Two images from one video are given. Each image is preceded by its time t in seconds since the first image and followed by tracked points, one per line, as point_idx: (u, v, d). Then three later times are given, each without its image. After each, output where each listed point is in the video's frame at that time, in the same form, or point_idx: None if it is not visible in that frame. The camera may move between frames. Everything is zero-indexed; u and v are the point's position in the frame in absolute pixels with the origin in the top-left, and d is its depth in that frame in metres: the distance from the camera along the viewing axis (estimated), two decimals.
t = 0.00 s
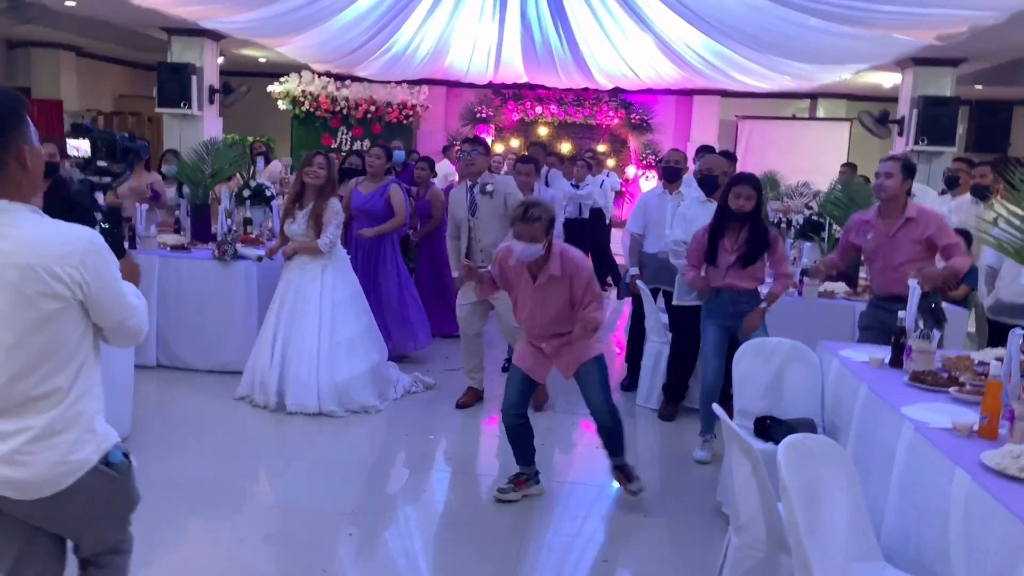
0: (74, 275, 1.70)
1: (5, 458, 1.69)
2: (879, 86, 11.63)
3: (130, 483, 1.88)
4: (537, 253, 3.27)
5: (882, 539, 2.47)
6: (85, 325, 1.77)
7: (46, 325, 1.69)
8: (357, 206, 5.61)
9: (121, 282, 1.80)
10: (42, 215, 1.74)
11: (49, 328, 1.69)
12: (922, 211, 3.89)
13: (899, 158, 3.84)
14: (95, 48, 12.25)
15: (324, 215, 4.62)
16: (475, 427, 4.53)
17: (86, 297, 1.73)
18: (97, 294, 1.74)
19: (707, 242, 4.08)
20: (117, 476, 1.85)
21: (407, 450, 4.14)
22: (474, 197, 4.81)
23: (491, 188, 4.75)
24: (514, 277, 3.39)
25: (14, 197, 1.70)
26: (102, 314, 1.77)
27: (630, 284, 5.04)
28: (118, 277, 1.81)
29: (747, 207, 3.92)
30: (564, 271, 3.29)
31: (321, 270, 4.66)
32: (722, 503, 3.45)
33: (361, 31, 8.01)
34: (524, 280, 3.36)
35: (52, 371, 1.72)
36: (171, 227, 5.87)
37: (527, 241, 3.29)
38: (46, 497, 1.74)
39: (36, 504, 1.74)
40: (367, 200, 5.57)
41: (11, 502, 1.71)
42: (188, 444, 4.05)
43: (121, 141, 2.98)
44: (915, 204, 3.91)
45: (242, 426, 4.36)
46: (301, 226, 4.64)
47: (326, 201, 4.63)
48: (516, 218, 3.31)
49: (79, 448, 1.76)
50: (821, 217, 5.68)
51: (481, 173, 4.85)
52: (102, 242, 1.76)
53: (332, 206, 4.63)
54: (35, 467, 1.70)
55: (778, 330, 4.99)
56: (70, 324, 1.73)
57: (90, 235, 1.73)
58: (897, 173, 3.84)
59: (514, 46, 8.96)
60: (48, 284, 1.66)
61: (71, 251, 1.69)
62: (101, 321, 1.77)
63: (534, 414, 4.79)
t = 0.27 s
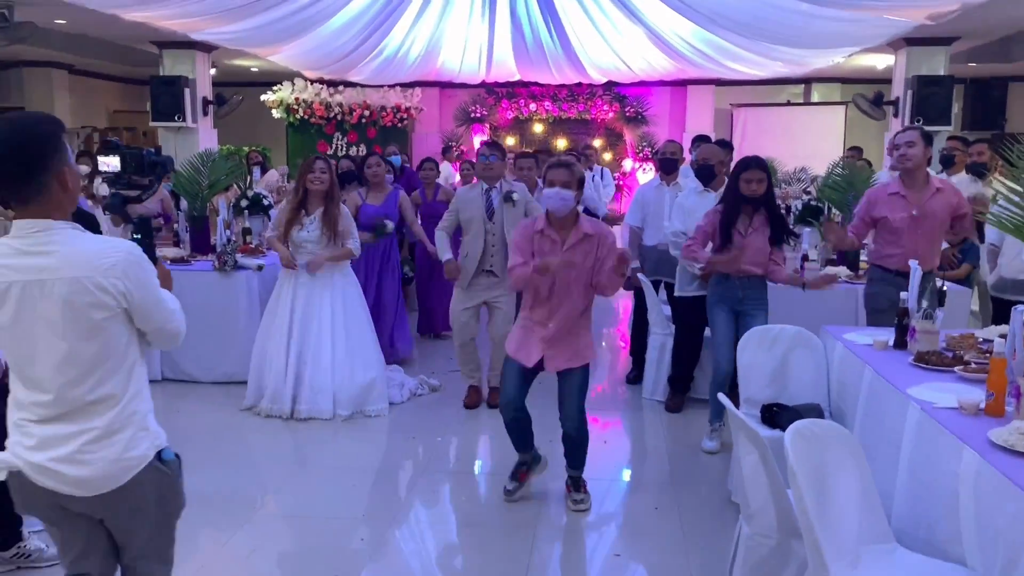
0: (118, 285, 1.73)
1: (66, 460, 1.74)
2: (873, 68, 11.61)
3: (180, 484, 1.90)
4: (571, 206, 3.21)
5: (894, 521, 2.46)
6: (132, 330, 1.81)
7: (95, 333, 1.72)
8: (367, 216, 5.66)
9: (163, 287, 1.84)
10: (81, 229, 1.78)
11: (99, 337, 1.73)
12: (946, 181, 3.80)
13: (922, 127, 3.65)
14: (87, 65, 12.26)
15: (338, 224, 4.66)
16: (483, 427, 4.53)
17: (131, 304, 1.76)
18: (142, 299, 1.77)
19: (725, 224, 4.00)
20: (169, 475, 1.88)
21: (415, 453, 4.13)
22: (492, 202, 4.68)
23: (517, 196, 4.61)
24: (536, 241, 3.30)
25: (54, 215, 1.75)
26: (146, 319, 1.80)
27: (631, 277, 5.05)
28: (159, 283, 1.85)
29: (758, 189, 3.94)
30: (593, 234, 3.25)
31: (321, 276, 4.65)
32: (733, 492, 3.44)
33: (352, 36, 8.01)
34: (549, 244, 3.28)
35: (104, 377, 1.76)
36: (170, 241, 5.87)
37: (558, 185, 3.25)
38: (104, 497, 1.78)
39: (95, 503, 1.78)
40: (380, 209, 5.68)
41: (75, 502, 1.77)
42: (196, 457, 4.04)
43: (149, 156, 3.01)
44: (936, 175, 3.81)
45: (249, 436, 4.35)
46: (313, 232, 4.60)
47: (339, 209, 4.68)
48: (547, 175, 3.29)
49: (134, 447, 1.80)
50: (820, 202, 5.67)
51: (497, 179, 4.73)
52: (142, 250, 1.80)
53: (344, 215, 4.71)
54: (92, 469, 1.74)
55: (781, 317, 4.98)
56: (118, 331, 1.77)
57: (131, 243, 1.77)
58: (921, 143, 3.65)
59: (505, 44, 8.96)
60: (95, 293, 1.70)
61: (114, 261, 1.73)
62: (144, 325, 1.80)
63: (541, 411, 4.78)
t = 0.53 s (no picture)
0: (159, 284, 1.88)
1: (115, 451, 1.90)
2: (868, 55, 11.59)
3: (215, 474, 2.05)
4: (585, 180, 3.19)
5: (902, 507, 2.46)
6: (170, 327, 1.95)
7: (137, 331, 1.87)
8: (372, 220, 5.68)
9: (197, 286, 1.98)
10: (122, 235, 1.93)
11: (141, 334, 1.88)
12: (943, 163, 3.75)
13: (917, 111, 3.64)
14: (82, 76, 12.26)
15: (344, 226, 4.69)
16: (488, 425, 4.54)
17: (170, 302, 1.91)
18: (178, 298, 1.92)
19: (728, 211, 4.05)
20: (205, 467, 2.03)
21: (421, 453, 4.14)
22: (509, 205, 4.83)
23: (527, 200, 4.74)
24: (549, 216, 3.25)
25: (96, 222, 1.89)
26: (184, 317, 1.94)
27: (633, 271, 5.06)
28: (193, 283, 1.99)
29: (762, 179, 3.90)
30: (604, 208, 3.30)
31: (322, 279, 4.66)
32: (740, 482, 3.44)
33: (346, 38, 8.01)
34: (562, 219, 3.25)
35: (145, 373, 1.91)
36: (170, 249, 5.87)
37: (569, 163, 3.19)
38: (147, 485, 1.94)
39: (139, 491, 1.95)
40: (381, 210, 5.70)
41: (122, 489, 1.94)
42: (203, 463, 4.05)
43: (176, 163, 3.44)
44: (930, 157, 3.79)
45: (255, 442, 4.36)
46: (322, 236, 4.61)
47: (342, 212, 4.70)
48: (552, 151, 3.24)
49: (174, 437, 1.95)
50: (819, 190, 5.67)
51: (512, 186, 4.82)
52: (176, 252, 1.94)
53: (348, 217, 4.76)
54: (136, 458, 1.90)
55: (783, 306, 4.98)
56: (158, 328, 1.91)
57: (166, 247, 1.91)
58: (917, 127, 3.64)
59: (499, 42, 8.96)
60: (136, 294, 1.85)
61: (152, 264, 1.87)
62: (182, 323, 1.95)
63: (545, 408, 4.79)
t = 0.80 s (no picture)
0: (185, 276, 1.95)
1: (140, 435, 1.96)
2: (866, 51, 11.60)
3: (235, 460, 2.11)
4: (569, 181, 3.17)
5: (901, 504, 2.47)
6: (194, 318, 2.02)
7: (164, 321, 1.94)
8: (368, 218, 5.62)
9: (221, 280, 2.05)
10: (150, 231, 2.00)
11: (167, 324, 1.95)
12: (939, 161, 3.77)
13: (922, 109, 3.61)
14: (81, 78, 12.27)
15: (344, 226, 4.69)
16: (489, 424, 4.54)
17: (196, 294, 1.98)
18: (204, 290, 1.99)
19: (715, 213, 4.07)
20: (225, 453, 2.08)
21: (421, 453, 4.14)
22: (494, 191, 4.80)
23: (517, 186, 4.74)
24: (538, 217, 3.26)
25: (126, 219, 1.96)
26: (208, 307, 2.01)
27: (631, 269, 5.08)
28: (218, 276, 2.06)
29: (750, 173, 3.93)
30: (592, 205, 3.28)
31: (322, 280, 4.67)
32: (740, 480, 3.44)
33: (343, 38, 8.00)
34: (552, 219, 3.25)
35: (170, 361, 1.98)
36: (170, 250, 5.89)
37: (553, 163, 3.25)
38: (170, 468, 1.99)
39: (163, 475, 2.00)
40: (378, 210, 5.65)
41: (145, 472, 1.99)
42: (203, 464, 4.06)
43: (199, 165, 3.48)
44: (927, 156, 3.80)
45: (256, 443, 4.36)
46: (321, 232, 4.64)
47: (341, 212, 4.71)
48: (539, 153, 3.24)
49: (197, 423, 2.01)
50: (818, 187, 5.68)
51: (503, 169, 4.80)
52: (202, 247, 2.01)
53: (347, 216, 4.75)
54: (161, 442, 1.96)
55: (783, 303, 4.98)
56: (183, 319, 1.98)
57: (193, 241, 1.98)
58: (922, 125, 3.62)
59: (497, 41, 8.97)
60: (164, 285, 1.92)
61: (180, 258, 1.94)
62: (206, 314, 2.02)
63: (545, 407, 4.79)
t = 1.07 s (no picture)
0: (205, 268, 2.08)
1: (165, 418, 2.08)
2: (866, 53, 11.60)
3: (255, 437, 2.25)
4: (545, 191, 3.23)
5: (901, 505, 2.46)
6: (213, 308, 2.15)
7: (187, 310, 2.07)
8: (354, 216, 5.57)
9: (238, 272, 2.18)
10: (172, 226, 2.13)
11: (189, 313, 2.08)
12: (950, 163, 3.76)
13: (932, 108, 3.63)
14: (80, 78, 12.27)
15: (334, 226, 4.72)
16: (488, 425, 4.54)
17: (215, 285, 2.11)
18: (223, 281, 2.12)
19: (717, 215, 4.03)
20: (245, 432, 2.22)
21: (419, 454, 4.14)
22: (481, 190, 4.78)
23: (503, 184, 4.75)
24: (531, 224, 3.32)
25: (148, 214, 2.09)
26: (227, 298, 2.14)
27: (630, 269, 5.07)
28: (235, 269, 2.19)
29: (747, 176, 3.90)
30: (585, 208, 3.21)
31: (320, 280, 4.68)
32: (738, 481, 3.44)
33: (343, 38, 7.99)
34: (542, 226, 3.29)
35: (192, 348, 2.11)
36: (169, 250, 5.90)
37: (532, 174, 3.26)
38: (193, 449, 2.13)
39: (186, 454, 2.14)
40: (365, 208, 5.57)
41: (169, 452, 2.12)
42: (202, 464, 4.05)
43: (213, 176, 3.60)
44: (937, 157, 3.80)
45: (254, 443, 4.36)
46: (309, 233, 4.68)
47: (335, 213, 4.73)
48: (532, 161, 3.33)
49: (217, 406, 2.15)
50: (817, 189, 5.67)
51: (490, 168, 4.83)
52: (221, 241, 2.14)
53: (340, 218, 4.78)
54: (186, 424, 2.09)
55: (782, 304, 4.98)
56: (204, 308, 2.11)
57: (213, 235, 2.12)
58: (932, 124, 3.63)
59: (497, 43, 8.97)
60: (186, 277, 2.04)
61: (201, 251, 2.07)
62: (225, 303, 2.15)
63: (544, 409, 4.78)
